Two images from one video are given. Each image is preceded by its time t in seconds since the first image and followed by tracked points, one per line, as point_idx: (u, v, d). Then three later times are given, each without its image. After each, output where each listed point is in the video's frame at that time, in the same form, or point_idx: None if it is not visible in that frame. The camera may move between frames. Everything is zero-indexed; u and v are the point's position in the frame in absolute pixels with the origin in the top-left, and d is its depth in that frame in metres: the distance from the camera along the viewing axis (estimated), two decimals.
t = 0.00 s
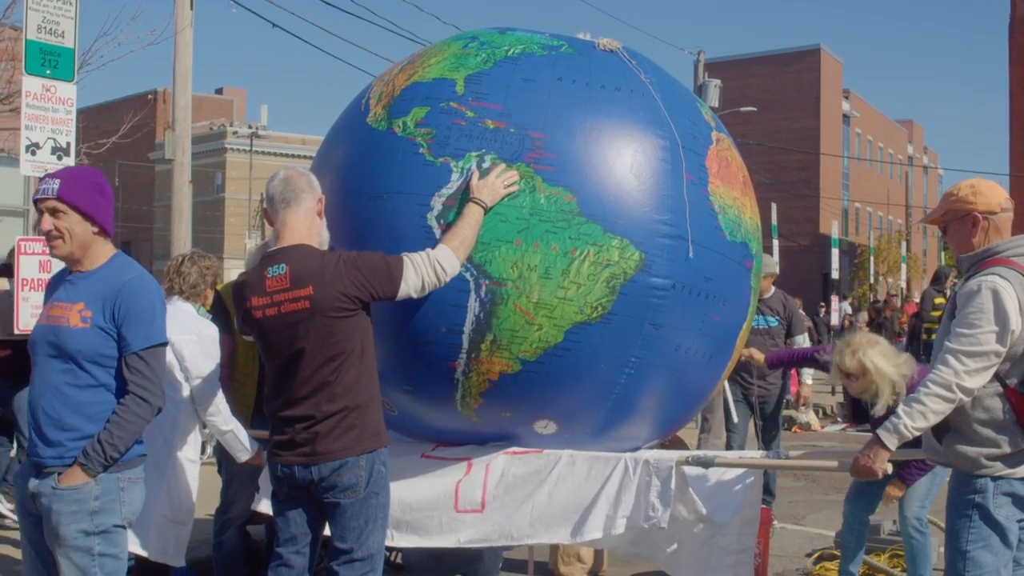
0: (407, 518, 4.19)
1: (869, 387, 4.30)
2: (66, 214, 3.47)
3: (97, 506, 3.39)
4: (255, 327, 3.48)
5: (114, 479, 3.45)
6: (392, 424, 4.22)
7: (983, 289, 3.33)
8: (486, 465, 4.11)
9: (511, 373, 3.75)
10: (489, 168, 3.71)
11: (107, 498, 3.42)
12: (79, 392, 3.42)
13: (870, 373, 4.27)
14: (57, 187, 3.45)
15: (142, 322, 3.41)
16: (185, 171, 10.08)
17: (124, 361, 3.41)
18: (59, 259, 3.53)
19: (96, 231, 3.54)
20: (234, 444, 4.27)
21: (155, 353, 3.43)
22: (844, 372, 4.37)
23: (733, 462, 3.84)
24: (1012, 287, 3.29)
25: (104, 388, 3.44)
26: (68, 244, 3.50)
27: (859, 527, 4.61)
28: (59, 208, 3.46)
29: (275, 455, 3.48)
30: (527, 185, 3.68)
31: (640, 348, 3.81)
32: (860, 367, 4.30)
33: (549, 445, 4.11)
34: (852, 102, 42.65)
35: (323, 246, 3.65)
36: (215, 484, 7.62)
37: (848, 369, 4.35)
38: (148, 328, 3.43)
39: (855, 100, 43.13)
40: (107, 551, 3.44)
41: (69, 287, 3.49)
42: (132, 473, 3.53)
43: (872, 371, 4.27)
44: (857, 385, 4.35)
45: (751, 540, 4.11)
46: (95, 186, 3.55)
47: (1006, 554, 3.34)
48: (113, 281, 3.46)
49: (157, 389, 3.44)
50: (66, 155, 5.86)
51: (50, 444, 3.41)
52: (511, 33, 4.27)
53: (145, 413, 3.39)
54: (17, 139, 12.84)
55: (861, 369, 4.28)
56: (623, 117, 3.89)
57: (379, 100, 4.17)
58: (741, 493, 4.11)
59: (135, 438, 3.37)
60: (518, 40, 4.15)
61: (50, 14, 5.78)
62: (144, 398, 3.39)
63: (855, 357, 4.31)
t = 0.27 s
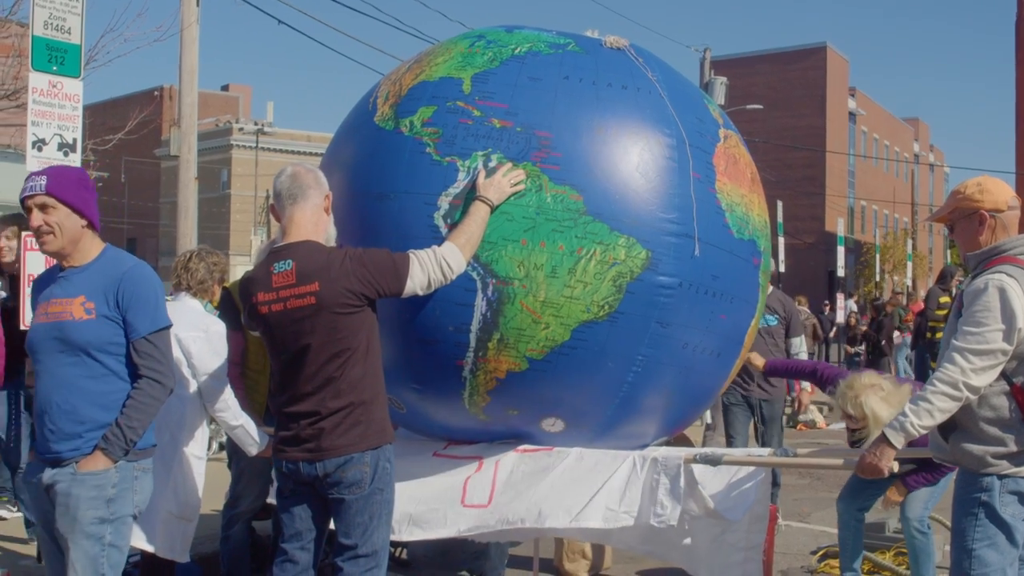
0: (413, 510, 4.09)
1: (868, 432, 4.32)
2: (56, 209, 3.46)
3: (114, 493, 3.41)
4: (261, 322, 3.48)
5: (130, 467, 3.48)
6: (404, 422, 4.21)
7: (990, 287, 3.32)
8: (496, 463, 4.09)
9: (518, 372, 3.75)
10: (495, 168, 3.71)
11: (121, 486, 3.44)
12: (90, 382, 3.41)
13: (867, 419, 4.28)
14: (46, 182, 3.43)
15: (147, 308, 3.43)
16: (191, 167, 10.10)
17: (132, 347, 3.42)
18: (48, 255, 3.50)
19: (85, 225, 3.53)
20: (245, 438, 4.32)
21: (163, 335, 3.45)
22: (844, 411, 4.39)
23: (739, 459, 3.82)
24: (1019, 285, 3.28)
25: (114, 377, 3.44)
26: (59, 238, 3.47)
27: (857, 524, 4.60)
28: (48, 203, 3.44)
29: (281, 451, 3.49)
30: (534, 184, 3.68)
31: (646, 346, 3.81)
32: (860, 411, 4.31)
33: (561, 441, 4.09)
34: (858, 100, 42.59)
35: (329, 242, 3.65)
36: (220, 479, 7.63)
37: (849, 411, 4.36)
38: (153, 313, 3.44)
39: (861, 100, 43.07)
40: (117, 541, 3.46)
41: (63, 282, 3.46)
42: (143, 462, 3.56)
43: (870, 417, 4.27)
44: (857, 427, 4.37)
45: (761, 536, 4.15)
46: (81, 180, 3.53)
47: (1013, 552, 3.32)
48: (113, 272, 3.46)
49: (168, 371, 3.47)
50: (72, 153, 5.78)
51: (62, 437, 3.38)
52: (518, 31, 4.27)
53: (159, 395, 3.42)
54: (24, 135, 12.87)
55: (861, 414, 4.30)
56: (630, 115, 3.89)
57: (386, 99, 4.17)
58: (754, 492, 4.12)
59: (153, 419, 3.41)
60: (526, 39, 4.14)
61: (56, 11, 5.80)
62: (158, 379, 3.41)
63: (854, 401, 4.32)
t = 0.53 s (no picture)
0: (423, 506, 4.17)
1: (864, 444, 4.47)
2: (53, 204, 3.43)
3: (125, 484, 3.41)
4: (267, 318, 3.48)
5: (139, 459, 3.48)
6: (410, 418, 4.22)
7: (995, 282, 3.32)
8: (504, 459, 4.12)
9: (525, 368, 3.75)
10: (501, 164, 3.71)
11: (132, 477, 3.44)
12: (97, 377, 3.41)
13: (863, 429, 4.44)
14: (44, 178, 3.42)
15: (149, 300, 3.42)
16: (196, 163, 10.10)
17: (136, 339, 3.42)
18: (48, 251, 3.48)
19: (82, 220, 3.51)
20: (252, 434, 4.33)
21: (166, 326, 3.45)
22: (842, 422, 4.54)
23: (746, 455, 3.81)
24: None
25: (120, 370, 3.44)
26: (57, 234, 3.45)
27: (853, 519, 4.62)
28: (46, 198, 3.42)
29: (286, 446, 3.49)
30: (540, 180, 3.68)
31: (653, 342, 3.81)
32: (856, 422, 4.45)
33: (567, 438, 4.10)
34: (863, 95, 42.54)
35: (336, 238, 3.65)
36: (227, 476, 7.64)
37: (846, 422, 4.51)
38: (155, 305, 3.44)
39: (864, 95, 42.99)
40: (126, 532, 3.46)
41: (63, 280, 3.44)
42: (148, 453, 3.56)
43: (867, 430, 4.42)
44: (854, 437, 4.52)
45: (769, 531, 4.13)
46: (77, 174, 3.51)
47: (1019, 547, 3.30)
48: (112, 267, 3.45)
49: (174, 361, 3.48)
50: (78, 148, 5.79)
51: (72, 433, 3.38)
52: (524, 27, 4.26)
53: (167, 384, 3.42)
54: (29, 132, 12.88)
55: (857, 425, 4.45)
56: (637, 111, 3.88)
57: (393, 95, 4.17)
58: (761, 486, 4.09)
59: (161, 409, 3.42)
60: (532, 34, 4.14)
61: (62, 7, 5.78)
62: (165, 370, 3.42)
63: (850, 413, 4.47)
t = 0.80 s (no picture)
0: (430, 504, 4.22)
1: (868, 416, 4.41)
2: (60, 203, 3.43)
3: (130, 484, 3.39)
4: (273, 313, 3.49)
5: (145, 457, 3.44)
6: (413, 412, 4.23)
7: (999, 278, 3.32)
8: (509, 454, 4.12)
9: (528, 362, 3.75)
10: (506, 157, 3.71)
11: (138, 476, 3.41)
12: (100, 373, 3.40)
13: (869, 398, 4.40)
14: (52, 176, 3.41)
15: (157, 298, 3.40)
16: (200, 159, 10.09)
17: (143, 338, 3.40)
18: (58, 246, 3.51)
19: (92, 218, 3.49)
20: (255, 432, 4.40)
21: (172, 326, 3.43)
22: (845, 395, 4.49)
23: (750, 451, 3.80)
24: None
25: (124, 367, 3.42)
26: (64, 232, 3.46)
27: (859, 517, 4.62)
28: (53, 196, 3.42)
29: (292, 442, 3.49)
30: (545, 174, 3.68)
31: (658, 337, 3.81)
32: (861, 392, 4.42)
33: (568, 433, 4.10)
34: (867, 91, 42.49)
35: (341, 232, 3.65)
36: (231, 471, 7.65)
37: (850, 395, 4.47)
38: (163, 303, 3.42)
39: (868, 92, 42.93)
40: (138, 530, 3.43)
41: (74, 274, 3.45)
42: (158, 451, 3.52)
43: (872, 398, 4.38)
44: (858, 410, 4.47)
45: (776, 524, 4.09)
46: (90, 173, 3.48)
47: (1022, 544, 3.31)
48: (122, 262, 3.44)
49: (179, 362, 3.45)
50: (83, 144, 5.75)
51: (75, 428, 3.38)
52: (530, 22, 4.26)
53: (170, 386, 3.40)
54: (33, 127, 12.88)
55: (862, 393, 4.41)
56: (642, 106, 3.88)
57: (398, 89, 4.17)
58: (762, 482, 4.06)
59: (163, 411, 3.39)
60: (538, 29, 4.13)
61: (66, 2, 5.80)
62: (168, 371, 3.40)
63: (855, 380, 4.44)
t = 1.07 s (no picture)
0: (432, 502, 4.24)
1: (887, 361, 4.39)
2: (70, 203, 3.43)
3: (133, 488, 3.35)
4: (274, 311, 3.49)
5: (146, 459, 3.42)
6: (412, 410, 4.23)
7: (999, 277, 3.32)
8: (509, 453, 4.12)
9: (528, 360, 3.76)
10: (507, 155, 3.71)
11: (141, 479, 3.39)
12: (104, 374, 3.38)
13: (888, 343, 4.38)
14: (60, 175, 3.41)
15: (163, 301, 3.38)
16: (201, 157, 10.10)
17: (147, 341, 3.37)
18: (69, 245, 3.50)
19: (102, 218, 3.48)
20: (255, 431, 4.49)
21: (176, 331, 3.40)
22: (862, 342, 4.46)
23: (751, 450, 3.79)
24: None
25: (127, 369, 3.41)
26: (74, 231, 3.46)
27: (864, 517, 4.62)
28: (62, 196, 3.42)
29: (293, 440, 3.50)
30: (546, 171, 3.68)
31: (658, 335, 3.81)
32: (880, 337, 4.40)
33: (568, 432, 4.09)
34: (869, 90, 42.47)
35: (342, 231, 3.66)
36: (232, 469, 7.66)
37: (867, 342, 4.44)
38: (169, 307, 3.40)
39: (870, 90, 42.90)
40: (144, 532, 3.39)
41: (84, 272, 3.44)
42: (162, 453, 3.50)
43: (892, 344, 4.36)
44: (874, 358, 4.44)
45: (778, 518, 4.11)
46: (100, 172, 3.47)
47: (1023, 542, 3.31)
48: (132, 263, 3.42)
49: (183, 367, 3.42)
50: (83, 141, 5.79)
51: (78, 428, 3.37)
52: (531, 20, 4.26)
53: (173, 392, 3.37)
54: (35, 124, 12.88)
55: (881, 340, 4.39)
56: (643, 104, 3.88)
57: (398, 87, 4.17)
58: (761, 479, 4.09)
59: (164, 416, 3.35)
60: (538, 27, 4.14)
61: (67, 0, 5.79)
62: (171, 376, 3.36)
63: (875, 326, 4.42)
